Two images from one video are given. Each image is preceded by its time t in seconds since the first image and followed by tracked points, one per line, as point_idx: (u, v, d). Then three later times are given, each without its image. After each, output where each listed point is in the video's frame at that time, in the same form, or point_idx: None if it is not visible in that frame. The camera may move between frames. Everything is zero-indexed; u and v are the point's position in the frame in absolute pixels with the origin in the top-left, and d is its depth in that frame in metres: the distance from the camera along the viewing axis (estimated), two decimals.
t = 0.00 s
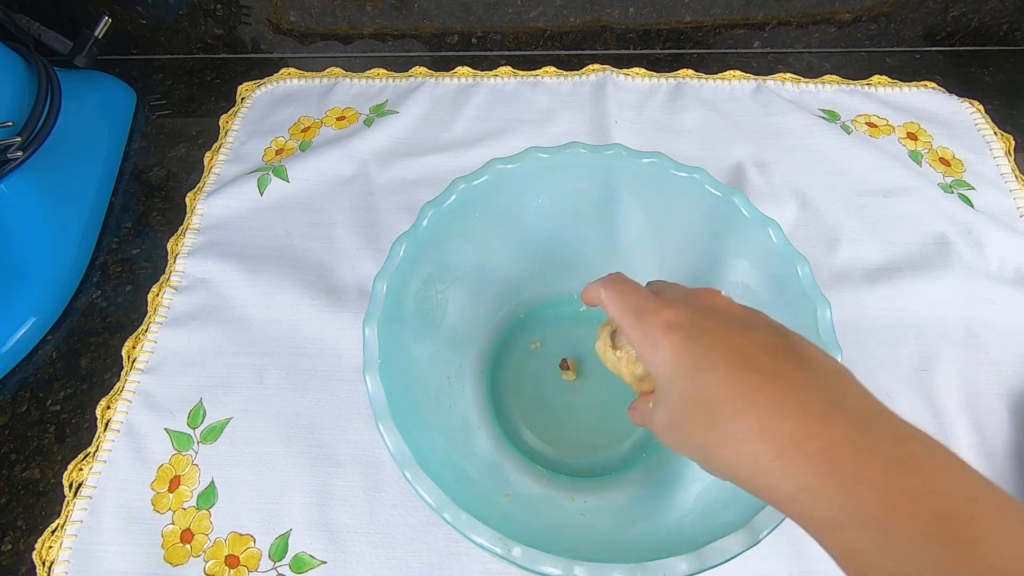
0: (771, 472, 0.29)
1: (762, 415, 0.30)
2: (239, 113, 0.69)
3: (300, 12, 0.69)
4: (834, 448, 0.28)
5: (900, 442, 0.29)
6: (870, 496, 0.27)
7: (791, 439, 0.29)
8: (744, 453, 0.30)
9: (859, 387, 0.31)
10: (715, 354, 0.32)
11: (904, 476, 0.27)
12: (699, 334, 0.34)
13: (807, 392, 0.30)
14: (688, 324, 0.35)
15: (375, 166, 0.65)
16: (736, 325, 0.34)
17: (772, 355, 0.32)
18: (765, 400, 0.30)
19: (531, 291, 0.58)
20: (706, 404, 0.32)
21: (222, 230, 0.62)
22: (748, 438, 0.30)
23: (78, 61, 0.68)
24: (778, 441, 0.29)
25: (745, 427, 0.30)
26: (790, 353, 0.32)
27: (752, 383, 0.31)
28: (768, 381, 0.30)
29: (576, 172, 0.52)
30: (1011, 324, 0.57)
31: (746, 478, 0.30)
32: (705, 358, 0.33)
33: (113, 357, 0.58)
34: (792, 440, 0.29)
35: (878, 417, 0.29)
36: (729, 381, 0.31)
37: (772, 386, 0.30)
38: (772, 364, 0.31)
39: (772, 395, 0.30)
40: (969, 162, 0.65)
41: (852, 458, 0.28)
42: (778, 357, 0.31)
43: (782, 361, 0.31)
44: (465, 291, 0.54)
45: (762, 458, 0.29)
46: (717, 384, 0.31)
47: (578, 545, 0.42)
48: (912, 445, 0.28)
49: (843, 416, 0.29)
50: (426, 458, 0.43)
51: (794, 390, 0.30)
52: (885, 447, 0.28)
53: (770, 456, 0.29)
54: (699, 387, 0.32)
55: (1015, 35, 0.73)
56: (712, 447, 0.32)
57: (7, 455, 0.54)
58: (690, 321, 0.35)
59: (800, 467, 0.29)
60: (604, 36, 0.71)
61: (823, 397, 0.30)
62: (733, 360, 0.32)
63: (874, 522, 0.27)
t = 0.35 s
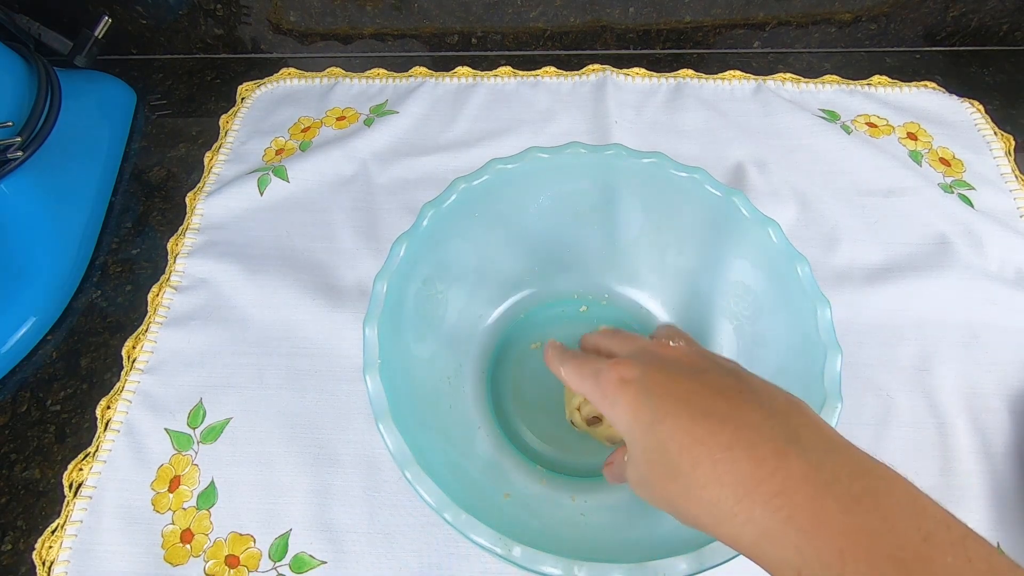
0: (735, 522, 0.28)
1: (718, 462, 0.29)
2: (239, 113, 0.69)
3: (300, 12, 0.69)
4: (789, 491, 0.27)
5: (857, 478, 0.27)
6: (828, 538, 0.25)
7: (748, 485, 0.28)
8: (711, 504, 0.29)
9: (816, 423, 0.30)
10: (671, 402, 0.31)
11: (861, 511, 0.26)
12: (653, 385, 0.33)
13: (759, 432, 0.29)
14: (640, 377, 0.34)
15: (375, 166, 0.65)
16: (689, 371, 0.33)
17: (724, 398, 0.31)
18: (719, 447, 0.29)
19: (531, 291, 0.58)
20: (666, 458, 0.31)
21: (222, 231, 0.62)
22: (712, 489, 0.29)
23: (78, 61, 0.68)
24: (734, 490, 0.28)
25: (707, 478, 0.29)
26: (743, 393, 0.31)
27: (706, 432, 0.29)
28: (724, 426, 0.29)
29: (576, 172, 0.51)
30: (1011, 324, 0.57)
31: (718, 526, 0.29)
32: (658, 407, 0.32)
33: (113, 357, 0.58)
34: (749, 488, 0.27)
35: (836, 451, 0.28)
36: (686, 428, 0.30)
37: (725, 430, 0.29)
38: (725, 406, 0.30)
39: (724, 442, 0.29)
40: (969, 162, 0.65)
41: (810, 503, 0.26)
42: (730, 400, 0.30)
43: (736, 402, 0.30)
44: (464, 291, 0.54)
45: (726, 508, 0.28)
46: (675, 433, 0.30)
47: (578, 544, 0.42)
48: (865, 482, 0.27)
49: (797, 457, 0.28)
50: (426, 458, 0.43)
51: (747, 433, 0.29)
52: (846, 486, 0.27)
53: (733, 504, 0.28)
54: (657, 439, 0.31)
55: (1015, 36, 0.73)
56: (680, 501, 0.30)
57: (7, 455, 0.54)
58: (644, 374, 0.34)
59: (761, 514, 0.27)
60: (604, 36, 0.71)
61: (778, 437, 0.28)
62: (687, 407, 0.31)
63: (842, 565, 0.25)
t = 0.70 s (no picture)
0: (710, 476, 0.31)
1: (690, 425, 0.32)
2: (239, 113, 0.69)
3: (300, 12, 0.69)
4: (750, 444, 0.30)
5: (815, 426, 0.30)
6: (788, 483, 0.28)
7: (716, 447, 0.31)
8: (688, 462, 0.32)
9: (778, 378, 0.33)
10: (645, 374, 0.35)
11: (817, 454, 0.28)
12: (628, 360, 0.36)
13: (725, 394, 0.32)
14: (620, 352, 0.37)
15: (375, 166, 0.65)
16: (662, 342, 0.37)
17: (693, 365, 0.34)
18: (689, 409, 0.32)
19: (531, 290, 0.58)
20: (648, 427, 0.34)
21: (222, 231, 0.62)
22: (687, 450, 0.32)
23: (78, 61, 0.68)
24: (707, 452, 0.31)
25: (682, 440, 0.32)
26: (712, 359, 0.34)
27: (677, 398, 0.33)
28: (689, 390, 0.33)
29: (576, 172, 0.52)
30: (1011, 324, 0.57)
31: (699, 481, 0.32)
32: (637, 378, 0.35)
33: (113, 357, 0.58)
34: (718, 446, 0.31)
35: (796, 404, 0.31)
36: (661, 395, 0.34)
37: (693, 394, 0.33)
38: (692, 373, 0.34)
39: (691, 406, 0.32)
40: (969, 162, 0.65)
41: (768, 451, 0.29)
42: (697, 366, 0.34)
43: (703, 369, 0.34)
44: (465, 291, 0.54)
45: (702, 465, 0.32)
46: (651, 401, 0.34)
47: (578, 543, 0.42)
48: (823, 429, 0.29)
49: (757, 414, 0.31)
50: (427, 458, 0.43)
51: (710, 397, 0.32)
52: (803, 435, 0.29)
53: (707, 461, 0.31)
54: (637, 409, 0.35)
55: (1015, 35, 0.73)
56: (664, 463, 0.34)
57: (7, 455, 0.54)
58: (622, 349, 0.37)
59: (729, 468, 0.30)
60: (604, 36, 0.71)
61: (739, 396, 0.32)
62: (660, 377, 0.34)
63: (802, 504, 0.28)
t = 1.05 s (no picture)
0: (718, 464, 0.31)
1: (710, 416, 0.31)
2: (239, 113, 0.69)
3: (300, 12, 0.69)
4: (771, 436, 0.30)
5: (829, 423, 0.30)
6: (805, 474, 0.29)
7: (734, 437, 0.31)
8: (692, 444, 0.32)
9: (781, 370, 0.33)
10: (659, 356, 0.34)
11: (838, 456, 0.29)
12: (640, 341, 0.35)
13: (744, 385, 0.32)
14: (628, 332, 0.36)
15: (375, 166, 0.65)
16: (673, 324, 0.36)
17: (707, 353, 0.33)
18: (707, 398, 0.32)
19: (531, 290, 0.58)
20: (656, 413, 0.33)
21: (222, 231, 0.62)
22: (703, 438, 0.31)
23: (78, 61, 0.69)
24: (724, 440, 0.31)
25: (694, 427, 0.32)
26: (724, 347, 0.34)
27: (695, 384, 0.32)
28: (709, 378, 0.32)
29: (576, 172, 0.52)
30: (1011, 324, 0.57)
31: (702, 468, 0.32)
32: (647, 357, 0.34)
33: (113, 357, 0.58)
34: (734, 437, 0.31)
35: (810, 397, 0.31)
36: (675, 380, 0.33)
37: (710, 383, 0.32)
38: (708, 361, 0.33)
39: (711, 396, 0.32)
40: (970, 162, 0.65)
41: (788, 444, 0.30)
42: (711, 355, 0.33)
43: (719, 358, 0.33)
44: (465, 292, 0.54)
45: (711, 452, 0.31)
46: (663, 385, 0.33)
47: (578, 543, 0.42)
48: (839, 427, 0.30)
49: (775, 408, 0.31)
50: (427, 458, 0.43)
51: (729, 387, 0.32)
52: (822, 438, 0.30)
53: (718, 448, 0.31)
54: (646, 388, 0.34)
55: (1015, 35, 0.73)
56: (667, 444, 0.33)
57: (7, 455, 0.54)
58: (631, 325, 0.36)
59: (746, 456, 0.30)
60: (604, 36, 0.71)
61: (756, 390, 0.32)
62: (673, 362, 0.34)
63: (821, 491, 0.29)
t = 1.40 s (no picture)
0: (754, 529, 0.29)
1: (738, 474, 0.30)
2: (239, 113, 0.69)
3: (300, 12, 0.69)
4: (806, 500, 0.27)
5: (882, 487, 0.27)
6: (843, 544, 0.26)
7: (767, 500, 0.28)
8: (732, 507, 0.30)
9: (832, 423, 0.30)
10: (682, 404, 0.33)
11: (883, 519, 0.26)
12: (662, 382, 0.34)
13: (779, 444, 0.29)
14: (649, 371, 0.35)
15: (375, 167, 0.65)
16: (699, 366, 0.34)
17: (736, 401, 0.32)
18: (733, 456, 0.30)
19: (532, 291, 0.58)
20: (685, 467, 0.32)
21: (222, 231, 0.62)
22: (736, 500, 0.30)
23: (78, 61, 0.69)
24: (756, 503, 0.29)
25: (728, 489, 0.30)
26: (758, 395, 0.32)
27: (722, 439, 0.31)
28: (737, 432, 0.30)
29: (577, 173, 0.52)
30: (1010, 324, 0.57)
31: (746, 533, 0.30)
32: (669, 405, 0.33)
33: (113, 357, 0.58)
34: (770, 501, 0.28)
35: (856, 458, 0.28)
36: (700, 434, 0.31)
37: (737, 439, 0.30)
38: (733, 411, 0.31)
39: (737, 455, 0.30)
40: (969, 162, 0.65)
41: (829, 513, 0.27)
42: (741, 404, 0.31)
43: (749, 408, 0.31)
44: (465, 292, 0.54)
45: (750, 515, 0.29)
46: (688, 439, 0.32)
47: (579, 545, 0.42)
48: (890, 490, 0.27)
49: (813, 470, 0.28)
50: (427, 459, 0.43)
51: (758, 444, 0.30)
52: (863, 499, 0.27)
53: (755, 513, 0.29)
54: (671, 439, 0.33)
55: (1015, 35, 0.73)
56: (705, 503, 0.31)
57: (7, 455, 0.54)
58: (651, 368, 0.36)
59: (785, 525, 0.28)
60: (604, 36, 0.71)
61: (791, 447, 0.29)
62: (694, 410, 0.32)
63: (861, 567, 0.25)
